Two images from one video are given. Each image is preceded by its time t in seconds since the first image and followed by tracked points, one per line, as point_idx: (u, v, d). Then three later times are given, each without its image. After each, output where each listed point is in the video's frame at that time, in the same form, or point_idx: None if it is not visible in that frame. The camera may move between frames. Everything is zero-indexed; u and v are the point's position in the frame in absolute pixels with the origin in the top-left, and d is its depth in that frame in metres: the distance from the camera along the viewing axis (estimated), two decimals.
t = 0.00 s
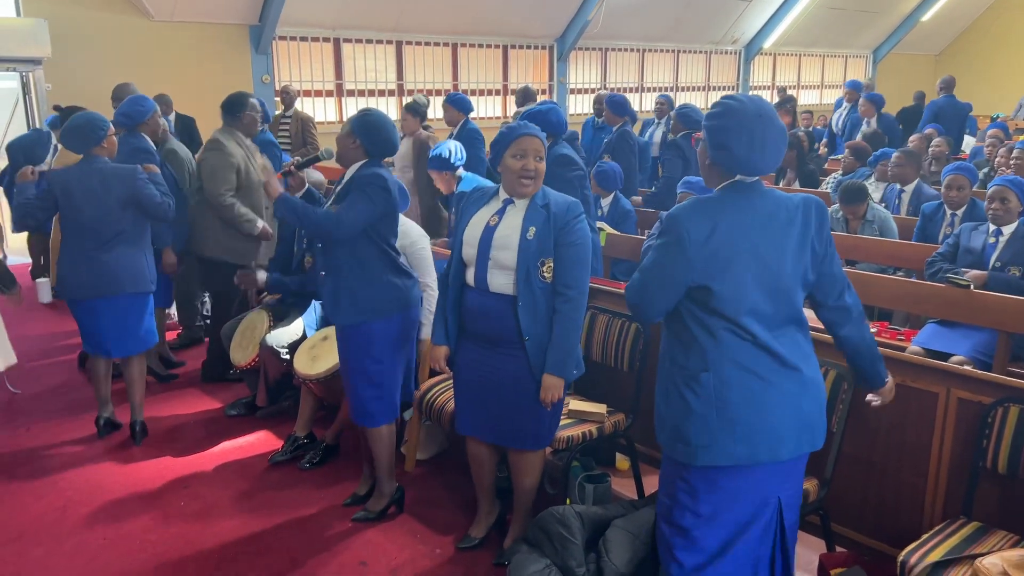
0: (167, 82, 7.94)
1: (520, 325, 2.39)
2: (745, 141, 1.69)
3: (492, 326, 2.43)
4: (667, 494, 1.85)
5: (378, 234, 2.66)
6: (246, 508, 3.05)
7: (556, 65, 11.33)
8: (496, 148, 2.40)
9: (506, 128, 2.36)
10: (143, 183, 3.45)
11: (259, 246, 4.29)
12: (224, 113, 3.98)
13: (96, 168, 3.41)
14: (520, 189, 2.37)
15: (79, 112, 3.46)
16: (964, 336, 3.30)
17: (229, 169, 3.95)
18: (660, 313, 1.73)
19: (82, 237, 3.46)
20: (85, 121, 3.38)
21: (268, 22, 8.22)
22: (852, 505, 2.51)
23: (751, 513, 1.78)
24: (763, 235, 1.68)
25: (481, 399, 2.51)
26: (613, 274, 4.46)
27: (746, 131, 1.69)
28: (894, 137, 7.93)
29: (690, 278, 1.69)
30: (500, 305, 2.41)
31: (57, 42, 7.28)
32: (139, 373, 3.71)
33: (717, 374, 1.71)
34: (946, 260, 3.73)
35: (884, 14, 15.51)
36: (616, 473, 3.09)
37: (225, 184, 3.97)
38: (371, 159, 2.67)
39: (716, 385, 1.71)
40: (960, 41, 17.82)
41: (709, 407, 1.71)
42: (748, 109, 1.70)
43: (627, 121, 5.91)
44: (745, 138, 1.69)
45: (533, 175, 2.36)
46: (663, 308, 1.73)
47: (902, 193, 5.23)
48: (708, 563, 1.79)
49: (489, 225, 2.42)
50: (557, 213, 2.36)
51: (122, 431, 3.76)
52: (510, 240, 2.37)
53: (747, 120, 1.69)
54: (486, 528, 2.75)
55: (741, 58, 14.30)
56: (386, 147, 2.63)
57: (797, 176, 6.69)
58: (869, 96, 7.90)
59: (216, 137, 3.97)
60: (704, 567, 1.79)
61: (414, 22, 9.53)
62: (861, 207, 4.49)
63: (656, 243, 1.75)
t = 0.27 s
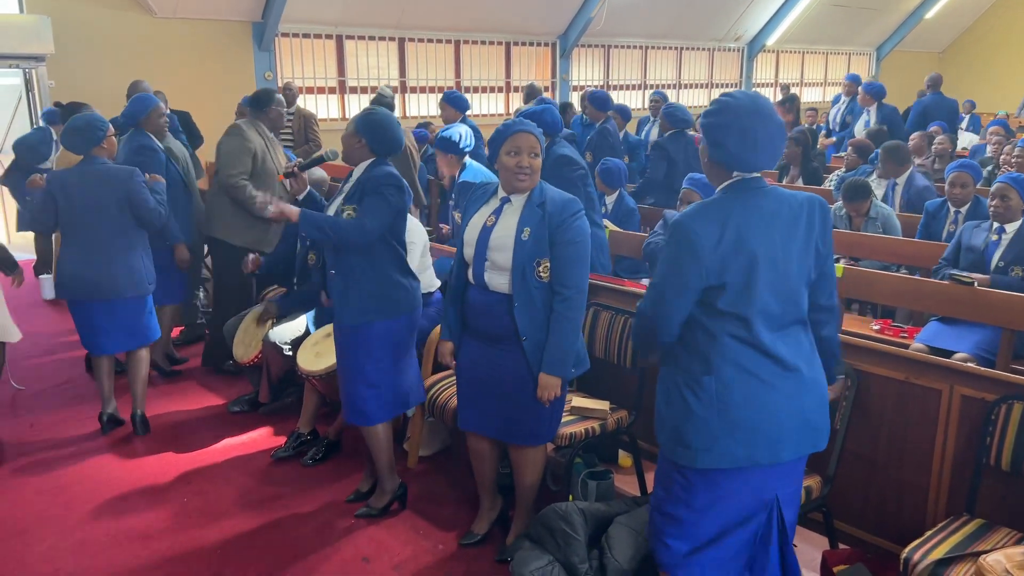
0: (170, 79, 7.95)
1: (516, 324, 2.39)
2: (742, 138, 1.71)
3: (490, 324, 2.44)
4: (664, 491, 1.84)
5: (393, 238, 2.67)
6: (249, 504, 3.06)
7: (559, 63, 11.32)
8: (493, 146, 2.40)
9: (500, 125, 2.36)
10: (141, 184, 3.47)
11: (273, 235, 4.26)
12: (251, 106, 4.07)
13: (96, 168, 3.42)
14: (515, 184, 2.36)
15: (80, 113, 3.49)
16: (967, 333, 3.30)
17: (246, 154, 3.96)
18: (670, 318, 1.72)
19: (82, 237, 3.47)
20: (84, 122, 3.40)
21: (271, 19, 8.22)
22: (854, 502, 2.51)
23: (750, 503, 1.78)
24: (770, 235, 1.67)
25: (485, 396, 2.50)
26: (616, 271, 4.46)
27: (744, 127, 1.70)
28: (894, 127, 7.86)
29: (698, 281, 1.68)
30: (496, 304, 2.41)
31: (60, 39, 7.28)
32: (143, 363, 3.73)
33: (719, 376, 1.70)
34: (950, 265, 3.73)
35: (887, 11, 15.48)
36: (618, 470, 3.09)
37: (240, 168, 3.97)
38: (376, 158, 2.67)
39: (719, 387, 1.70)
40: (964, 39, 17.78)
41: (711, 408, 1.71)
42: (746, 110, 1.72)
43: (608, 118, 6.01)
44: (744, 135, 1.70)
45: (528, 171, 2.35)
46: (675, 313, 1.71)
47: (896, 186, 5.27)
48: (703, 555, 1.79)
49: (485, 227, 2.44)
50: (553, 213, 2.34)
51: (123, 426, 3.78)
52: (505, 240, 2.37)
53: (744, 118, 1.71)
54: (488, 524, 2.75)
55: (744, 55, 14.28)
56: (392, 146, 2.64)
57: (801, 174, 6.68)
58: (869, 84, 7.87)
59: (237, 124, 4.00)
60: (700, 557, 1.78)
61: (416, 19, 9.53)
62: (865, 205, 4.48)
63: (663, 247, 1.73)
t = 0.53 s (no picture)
0: (173, 77, 7.95)
1: (514, 323, 2.39)
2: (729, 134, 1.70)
3: (489, 321, 2.44)
4: (665, 488, 1.84)
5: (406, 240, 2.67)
6: (252, 500, 3.07)
7: (562, 60, 11.30)
8: (493, 143, 2.39)
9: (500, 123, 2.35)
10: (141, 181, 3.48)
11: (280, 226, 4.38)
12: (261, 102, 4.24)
13: (100, 164, 3.45)
14: (516, 183, 2.36)
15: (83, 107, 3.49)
16: (970, 332, 3.29)
17: (254, 146, 4.07)
18: (683, 316, 1.67)
19: (84, 231, 3.51)
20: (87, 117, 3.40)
21: (273, 17, 8.22)
22: (857, 500, 2.50)
23: (749, 499, 1.77)
24: (774, 230, 1.68)
25: (487, 392, 2.51)
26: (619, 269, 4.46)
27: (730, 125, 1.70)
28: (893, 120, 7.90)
29: (707, 277, 1.66)
30: (495, 301, 2.42)
31: (63, 37, 7.28)
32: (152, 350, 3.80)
33: (721, 377, 1.69)
34: (953, 263, 3.73)
35: (891, 9, 15.44)
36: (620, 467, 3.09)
37: (249, 160, 4.07)
38: (381, 156, 2.67)
39: (722, 389, 1.70)
40: (968, 36, 17.73)
41: (715, 411, 1.71)
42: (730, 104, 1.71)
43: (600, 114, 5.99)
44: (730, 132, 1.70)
45: (529, 171, 2.35)
46: (687, 310, 1.67)
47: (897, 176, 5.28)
48: (704, 548, 1.78)
49: (483, 223, 2.44)
50: (548, 218, 2.33)
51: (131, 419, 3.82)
52: (502, 238, 2.38)
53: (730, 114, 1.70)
54: (491, 515, 2.77)
55: (747, 53, 14.26)
56: (397, 141, 2.64)
57: (804, 172, 6.67)
58: (870, 80, 7.99)
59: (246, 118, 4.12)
60: (702, 558, 1.77)
61: (419, 17, 9.52)
62: (868, 203, 4.48)
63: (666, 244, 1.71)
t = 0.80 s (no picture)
0: (178, 74, 7.96)
1: (520, 318, 2.39)
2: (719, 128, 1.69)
3: (493, 318, 2.43)
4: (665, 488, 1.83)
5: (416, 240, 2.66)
6: (256, 497, 3.08)
7: (567, 57, 11.28)
8: (482, 139, 2.40)
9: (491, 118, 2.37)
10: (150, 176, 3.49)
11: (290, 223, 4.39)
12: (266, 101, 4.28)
13: (111, 159, 3.48)
14: (509, 177, 2.37)
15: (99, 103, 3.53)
16: (976, 330, 3.28)
17: (264, 145, 4.13)
18: (708, 314, 1.60)
19: (97, 224, 3.55)
20: (100, 113, 3.44)
21: (279, 14, 8.22)
22: (864, 500, 2.50)
23: (753, 507, 1.76)
24: (774, 222, 1.65)
25: (490, 389, 2.49)
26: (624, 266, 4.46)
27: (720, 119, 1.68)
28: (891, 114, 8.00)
29: (722, 271, 1.61)
30: (499, 297, 2.41)
31: (69, 34, 7.29)
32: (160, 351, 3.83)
33: (726, 378, 1.67)
34: (959, 261, 3.72)
35: (897, 5, 15.39)
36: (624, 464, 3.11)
37: (260, 158, 4.13)
38: (393, 153, 2.67)
39: (721, 393, 1.68)
40: (974, 34, 17.69)
41: (717, 415, 1.68)
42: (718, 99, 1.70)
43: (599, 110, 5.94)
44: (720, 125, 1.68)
45: (521, 165, 2.36)
46: (710, 307, 1.60)
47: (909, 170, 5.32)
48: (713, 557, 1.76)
49: (483, 222, 2.42)
50: (547, 200, 2.37)
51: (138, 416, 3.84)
52: (503, 236, 2.37)
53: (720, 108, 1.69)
54: (497, 513, 2.77)
55: (752, 50, 14.23)
56: (408, 137, 2.65)
57: (808, 169, 6.66)
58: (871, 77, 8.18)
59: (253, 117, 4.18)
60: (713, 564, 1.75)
61: (424, 14, 9.52)
62: (874, 200, 4.47)
63: (671, 241, 1.65)
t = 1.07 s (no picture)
0: (183, 73, 7.98)
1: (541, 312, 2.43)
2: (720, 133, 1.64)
3: (504, 317, 2.42)
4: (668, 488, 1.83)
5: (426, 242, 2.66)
6: (261, 495, 3.09)
7: (571, 55, 11.28)
8: (492, 146, 2.32)
9: (501, 120, 2.32)
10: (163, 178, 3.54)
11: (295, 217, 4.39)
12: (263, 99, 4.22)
13: (123, 162, 3.52)
14: (520, 178, 2.36)
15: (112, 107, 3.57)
16: (981, 329, 3.27)
17: (269, 145, 4.15)
18: (718, 326, 1.60)
19: (109, 222, 3.56)
20: (111, 116, 3.48)
21: (283, 12, 8.23)
22: (867, 498, 2.50)
23: (736, 517, 1.78)
24: (786, 234, 1.64)
25: (494, 388, 2.48)
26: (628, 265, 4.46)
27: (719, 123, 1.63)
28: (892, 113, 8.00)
29: (736, 283, 1.60)
30: (513, 296, 2.41)
31: (75, 33, 7.32)
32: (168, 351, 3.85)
33: (731, 384, 1.66)
34: (964, 260, 3.71)
35: (902, 3, 15.35)
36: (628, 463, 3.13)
37: (266, 159, 4.14)
38: (404, 157, 2.67)
39: (718, 402, 1.67)
40: (979, 32, 17.66)
41: (711, 423, 1.68)
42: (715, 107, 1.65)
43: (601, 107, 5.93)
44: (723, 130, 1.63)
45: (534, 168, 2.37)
46: (720, 319, 1.60)
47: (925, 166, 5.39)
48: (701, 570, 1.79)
49: (496, 223, 2.37)
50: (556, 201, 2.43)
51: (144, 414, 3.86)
52: (522, 233, 2.37)
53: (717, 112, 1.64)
54: (500, 511, 2.78)
55: (757, 48, 14.21)
56: (419, 140, 2.65)
57: (812, 167, 6.65)
58: (873, 75, 8.22)
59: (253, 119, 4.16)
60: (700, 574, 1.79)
61: (428, 12, 9.53)
62: (878, 199, 4.46)
63: (686, 247, 1.63)
